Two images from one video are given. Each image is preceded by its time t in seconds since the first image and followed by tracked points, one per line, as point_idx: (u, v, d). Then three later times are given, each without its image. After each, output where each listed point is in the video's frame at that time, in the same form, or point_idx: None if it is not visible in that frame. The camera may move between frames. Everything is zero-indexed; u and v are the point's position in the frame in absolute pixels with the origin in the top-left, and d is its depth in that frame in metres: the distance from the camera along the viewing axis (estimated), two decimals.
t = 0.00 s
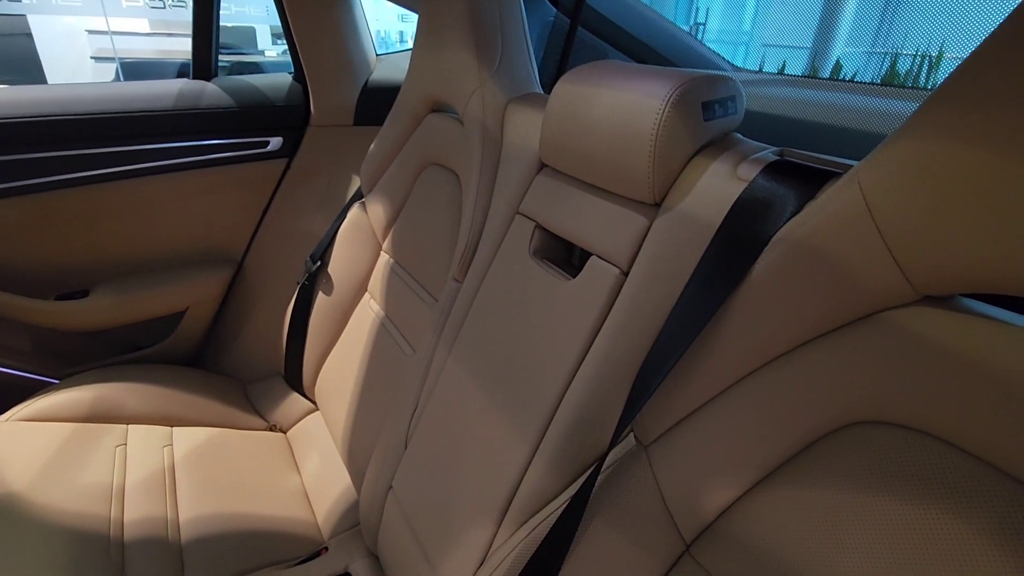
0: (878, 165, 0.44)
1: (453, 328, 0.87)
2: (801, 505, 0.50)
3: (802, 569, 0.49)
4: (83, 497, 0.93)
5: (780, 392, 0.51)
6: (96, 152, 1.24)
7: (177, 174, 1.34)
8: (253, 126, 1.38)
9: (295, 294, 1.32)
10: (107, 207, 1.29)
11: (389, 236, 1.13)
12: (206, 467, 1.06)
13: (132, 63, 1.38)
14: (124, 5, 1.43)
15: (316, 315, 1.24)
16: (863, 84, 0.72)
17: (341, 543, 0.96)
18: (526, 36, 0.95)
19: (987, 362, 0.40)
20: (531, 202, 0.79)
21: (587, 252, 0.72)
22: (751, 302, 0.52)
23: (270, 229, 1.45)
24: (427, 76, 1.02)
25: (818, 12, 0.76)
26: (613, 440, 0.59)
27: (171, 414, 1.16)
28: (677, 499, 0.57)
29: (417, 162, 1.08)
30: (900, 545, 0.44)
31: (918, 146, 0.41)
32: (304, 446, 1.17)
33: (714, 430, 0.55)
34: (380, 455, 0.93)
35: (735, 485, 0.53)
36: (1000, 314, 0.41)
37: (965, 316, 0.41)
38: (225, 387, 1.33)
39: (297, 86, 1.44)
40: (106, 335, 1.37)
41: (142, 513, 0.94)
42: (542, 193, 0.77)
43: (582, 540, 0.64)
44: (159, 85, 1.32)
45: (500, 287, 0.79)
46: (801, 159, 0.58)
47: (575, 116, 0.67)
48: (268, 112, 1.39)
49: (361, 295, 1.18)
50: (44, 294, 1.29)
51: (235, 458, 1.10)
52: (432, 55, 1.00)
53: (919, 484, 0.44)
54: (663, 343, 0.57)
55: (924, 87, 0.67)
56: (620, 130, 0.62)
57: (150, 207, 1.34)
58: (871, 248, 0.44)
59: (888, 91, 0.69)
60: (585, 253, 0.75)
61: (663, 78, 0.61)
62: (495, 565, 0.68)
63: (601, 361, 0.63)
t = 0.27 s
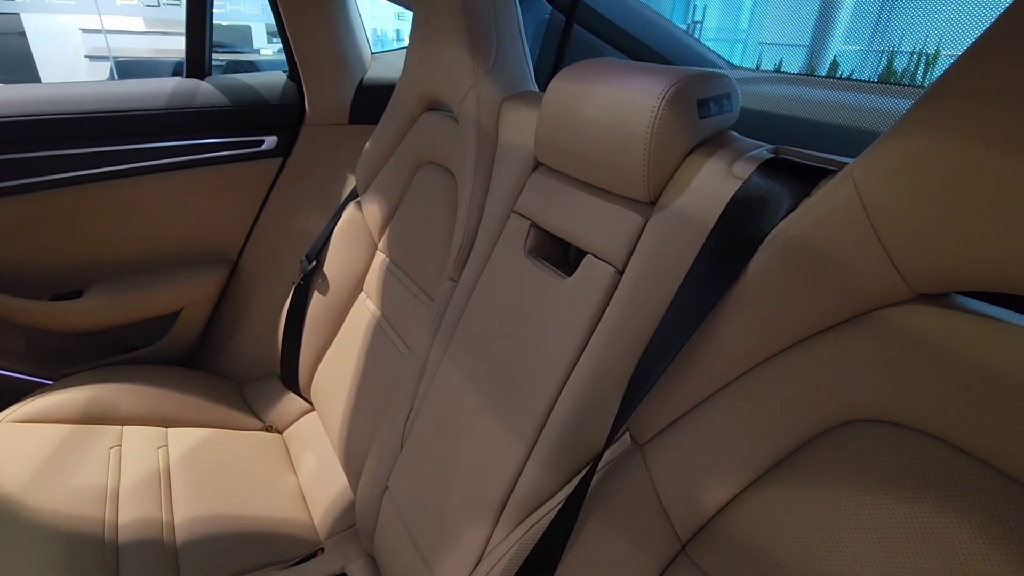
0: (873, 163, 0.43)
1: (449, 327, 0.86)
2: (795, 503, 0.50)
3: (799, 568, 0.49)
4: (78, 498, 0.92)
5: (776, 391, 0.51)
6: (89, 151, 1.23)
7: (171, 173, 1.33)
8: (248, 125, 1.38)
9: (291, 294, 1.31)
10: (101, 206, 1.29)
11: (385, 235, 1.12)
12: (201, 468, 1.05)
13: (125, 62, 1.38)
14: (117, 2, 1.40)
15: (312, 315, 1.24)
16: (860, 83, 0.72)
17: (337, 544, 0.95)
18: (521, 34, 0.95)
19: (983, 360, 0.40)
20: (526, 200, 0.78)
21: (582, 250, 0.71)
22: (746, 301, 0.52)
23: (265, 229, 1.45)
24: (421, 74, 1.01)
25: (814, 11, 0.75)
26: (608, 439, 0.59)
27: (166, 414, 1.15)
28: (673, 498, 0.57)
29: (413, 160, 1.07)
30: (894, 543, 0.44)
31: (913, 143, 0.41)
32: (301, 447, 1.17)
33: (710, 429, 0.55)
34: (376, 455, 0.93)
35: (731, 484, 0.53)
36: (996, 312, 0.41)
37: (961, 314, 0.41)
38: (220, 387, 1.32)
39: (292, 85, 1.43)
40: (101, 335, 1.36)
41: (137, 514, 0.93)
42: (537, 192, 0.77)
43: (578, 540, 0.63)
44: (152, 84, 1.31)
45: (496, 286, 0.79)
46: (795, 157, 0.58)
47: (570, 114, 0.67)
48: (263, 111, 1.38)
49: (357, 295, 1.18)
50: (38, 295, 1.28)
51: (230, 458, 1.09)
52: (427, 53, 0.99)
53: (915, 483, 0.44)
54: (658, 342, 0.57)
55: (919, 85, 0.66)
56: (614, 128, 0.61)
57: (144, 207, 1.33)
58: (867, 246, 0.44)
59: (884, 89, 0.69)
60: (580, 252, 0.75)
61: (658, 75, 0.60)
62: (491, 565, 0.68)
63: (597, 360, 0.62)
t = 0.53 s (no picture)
0: (871, 160, 0.43)
1: (446, 327, 0.86)
2: (793, 502, 0.50)
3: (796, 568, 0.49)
4: (76, 499, 0.92)
5: (773, 390, 0.50)
6: (86, 151, 1.23)
7: (169, 172, 1.33)
8: (245, 124, 1.37)
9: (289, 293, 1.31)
10: (98, 206, 1.28)
11: (383, 234, 1.12)
12: (199, 468, 1.05)
13: (124, 61, 1.38)
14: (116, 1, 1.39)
15: (310, 314, 1.24)
16: (859, 81, 0.72)
17: (336, 543, 0.95)
18: (518, 33, 0.94)
19: (982, 359, 0.40)
20: (523, 199, 0.78)
21: (579, 249, 0.71)
22: (744, 300, 0.52)
23: (263, 228, 1.44)
24: (419, 72, 1.01)
25: (814, 9, 0.75)
26: (605, 439, 0.59)
27: (164, 414, 1.15)
28: (670, 497, 0.57)
29: (410, 159, 1.07)
30: (892, 542, 0.44)
31: (911, 140, 0.40)
32: (299, 446, 1.17)
33: (708, 429, 0.55)
34: (374, 454, 0.93)
35: (729, 482, 0.53)
36: (995, 311, 0.41)
37: (959, 313, 0.41)
38: (218, 386, 1.32)
39: (290, 84, 1.43)
40: (99, 335, 1.36)
41: (134, 514, 0.93)
42: (534, 190, 0.77)
43: (576, 539, 0.63)
44: (149, 83, 1.31)
45: (493, 285, 0.78)
46: (792, 155, 0.58)
47: (567, 112, 0.67)
48: (260, 110, 1.38)
49: (355, 294, 1.17)
50: (35, 294, 1.28)
51: (228, 458, 1.09)
52: (424, 51, 0.99)
53: (912, 482, 0.43)
54: (655, 341, 0.57)
55: (918, 82, 0.67)
56: (611, 127, 0.61)
57: (141, 206, 1.33)
58: (864, 245, 0.44)
59: (884, 87, 0.70)
60: (577, 251, 0.74)
61: (655, 73, 0.60)
62: (489, 564, 0.68)
63: (594, 358, 0.62)
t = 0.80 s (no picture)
0: (875, 155, 0.43)
1: (448, 324, 0.86)
2: (796, 500, 0.49)
3: (798, 566, 0.49)
4: (78, 496, 0.92)
5: (776, 388, 0.50)
6: (88, 148, 1.23)
7: (171, 170, 1.33)
8: (247, 121, 1.37)
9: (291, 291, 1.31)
10: (100, 203, 1.28)
11: (385, 231, 1.12)
12: (201, 465, 1.05)
13: (127, 59, 1.39)
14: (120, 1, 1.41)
15: (312, 312, 1.24)
16: (865, 77, 0.71)
17: (338, 541, 0.95)
18: (520, 29, 0.94)
19: (986, 356, 0.39)
20: (525, 196, 0.78)
21: (581, 246, 0.71)
22: (747, 297, 0.51)
23: (266, 226, 1.44)
24: (420, 69, 1.01)
25: (819, 6, 0.75)
26: (607, 437, 0.59)
27: (166, 411, 1.15)
28: (672, 495, 0.57)
29: (412, 156, 1.07)
30: (895, 540, 0.44)
31: (916, 134, 0.40)
32: (301, 443, 1.17)
33: (710, 427, 0.55)
34: (376, 451, 0.93)
35: (731, 480, 0.53)
36: (999, 307, 0.41)
37: (964, 309, 0.41)
38: (221, 384, 1.32)
39: (291, 81, 1.43)
40: (101, 333, 1.36)
41: (137, 511, 0.93)
42: (536, 187, 0.77)
43: (578, 537, 0.63)
44: (151, 81, 1.31)
45: (494, 282, 0.78)
46: (796, 151, 0.58)
47: (568, 108, 0.66)
48: (262, 108, 1.38)
49: (357, 292, 1.17)
50: (38, 292, 1.28)
51: (230, 456, 1.09)
52: (426, 48, 0.99)
53: (916, 480, 0.43)
54: (657, 338, 0.56)
55: (923, 78, 0.67)
56: (613, 123, 0.61)
57: (143, 204, 1.33)
58: (868, 241, 0.43)
59: (888, 83, 0.69)
60: (579, 248, 0.74)
61: (657, 68, 0.60)
62: (491, 562, 0.68)
63: (596, 356, 0.62)
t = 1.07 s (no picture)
0: (885, 152, 0.43)
1: (454, 321, 0.86)
2: (802, 500, 0.49)
3: (805, 565, 0.49)
4: (88, 490, 0.93)
5: (783, 387, 0.50)
6: (98, 146, 1.23)
7: (179, 168, 1.33)
8: (255, 120, 1.38)
9: (298, 288, 1.32)
10: (110, 201, 1.29)
11: (391, 229, 1.12)
12: (209, 461, 1.06)
13: (138, 58, 1.39)
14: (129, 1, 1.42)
15: (319, 309, 1.24)
16: (876, 75, 0.71)
17: (344, 538, 0.96)
18: (527, 27, 0.94)
19: (995, 355, 0.39)
20: (531, 194, 0.78)
21: (588, 244, 0.71)
22: (754, 295, 0.51)
23: (273, 224, 1.45)
24: (427, 66, 1.01)
25: (828, 4, 0.74)
26: (613, 435, 0.59)
27: (174, 408, 1.16)
28: (679, 493, 0.57)
29: (419, 154, 1.07)
30: (903, 541, 0.44)
31: (926, 131, 0.40)
32: (308, 440, 1.18)
33: (716, 425, 0.55)
34: (383, 449, 0.93)
35: (738, 480, 0.53)
36: (1009, 306, 0.40)
37: (973, 309, 0.41)
38: (228, 381, 1.33)
39: (299, 79, 1.43)
40: (110, 329, 1.37)
41: (146, 506, 0.94)
42: (543, 185, 0.76)
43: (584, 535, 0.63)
44: (160, 79, 1.31)
45: (501, 280, 0.78)
46: (806, 148, 0.57)
47: (575, 105, 0.66)
48: (270, 106, 1.38)
49: (364, 289, 1.18)
50: (48, 288, 1.29)
51: (238, 452, 1.10)
52: (433, 46, 0.99)
53: (924, 480, 0.43)
54: (664, 336, 0.56)
55: (935, 76, 0.66)
56: (620, 120, 0.61)
57: (152, 201, 1.33)
58: (878, 239, 0.43)
59: (900, 80, 0.69)
60: (586, 246, 0.74)
61: (665, 65, 0.60)
62: (496, 560, 0.68)
63: (603, 354, 0.62)
